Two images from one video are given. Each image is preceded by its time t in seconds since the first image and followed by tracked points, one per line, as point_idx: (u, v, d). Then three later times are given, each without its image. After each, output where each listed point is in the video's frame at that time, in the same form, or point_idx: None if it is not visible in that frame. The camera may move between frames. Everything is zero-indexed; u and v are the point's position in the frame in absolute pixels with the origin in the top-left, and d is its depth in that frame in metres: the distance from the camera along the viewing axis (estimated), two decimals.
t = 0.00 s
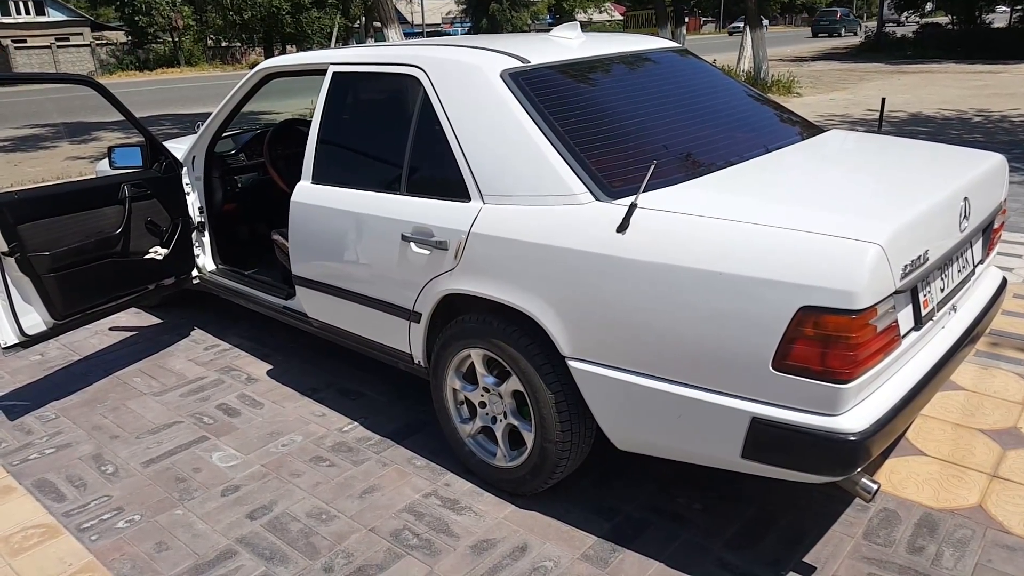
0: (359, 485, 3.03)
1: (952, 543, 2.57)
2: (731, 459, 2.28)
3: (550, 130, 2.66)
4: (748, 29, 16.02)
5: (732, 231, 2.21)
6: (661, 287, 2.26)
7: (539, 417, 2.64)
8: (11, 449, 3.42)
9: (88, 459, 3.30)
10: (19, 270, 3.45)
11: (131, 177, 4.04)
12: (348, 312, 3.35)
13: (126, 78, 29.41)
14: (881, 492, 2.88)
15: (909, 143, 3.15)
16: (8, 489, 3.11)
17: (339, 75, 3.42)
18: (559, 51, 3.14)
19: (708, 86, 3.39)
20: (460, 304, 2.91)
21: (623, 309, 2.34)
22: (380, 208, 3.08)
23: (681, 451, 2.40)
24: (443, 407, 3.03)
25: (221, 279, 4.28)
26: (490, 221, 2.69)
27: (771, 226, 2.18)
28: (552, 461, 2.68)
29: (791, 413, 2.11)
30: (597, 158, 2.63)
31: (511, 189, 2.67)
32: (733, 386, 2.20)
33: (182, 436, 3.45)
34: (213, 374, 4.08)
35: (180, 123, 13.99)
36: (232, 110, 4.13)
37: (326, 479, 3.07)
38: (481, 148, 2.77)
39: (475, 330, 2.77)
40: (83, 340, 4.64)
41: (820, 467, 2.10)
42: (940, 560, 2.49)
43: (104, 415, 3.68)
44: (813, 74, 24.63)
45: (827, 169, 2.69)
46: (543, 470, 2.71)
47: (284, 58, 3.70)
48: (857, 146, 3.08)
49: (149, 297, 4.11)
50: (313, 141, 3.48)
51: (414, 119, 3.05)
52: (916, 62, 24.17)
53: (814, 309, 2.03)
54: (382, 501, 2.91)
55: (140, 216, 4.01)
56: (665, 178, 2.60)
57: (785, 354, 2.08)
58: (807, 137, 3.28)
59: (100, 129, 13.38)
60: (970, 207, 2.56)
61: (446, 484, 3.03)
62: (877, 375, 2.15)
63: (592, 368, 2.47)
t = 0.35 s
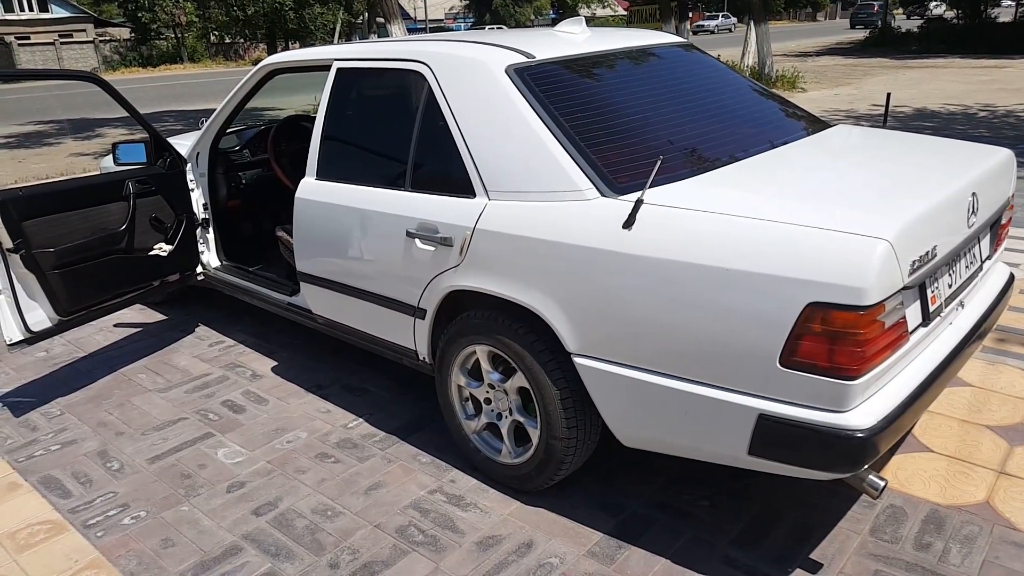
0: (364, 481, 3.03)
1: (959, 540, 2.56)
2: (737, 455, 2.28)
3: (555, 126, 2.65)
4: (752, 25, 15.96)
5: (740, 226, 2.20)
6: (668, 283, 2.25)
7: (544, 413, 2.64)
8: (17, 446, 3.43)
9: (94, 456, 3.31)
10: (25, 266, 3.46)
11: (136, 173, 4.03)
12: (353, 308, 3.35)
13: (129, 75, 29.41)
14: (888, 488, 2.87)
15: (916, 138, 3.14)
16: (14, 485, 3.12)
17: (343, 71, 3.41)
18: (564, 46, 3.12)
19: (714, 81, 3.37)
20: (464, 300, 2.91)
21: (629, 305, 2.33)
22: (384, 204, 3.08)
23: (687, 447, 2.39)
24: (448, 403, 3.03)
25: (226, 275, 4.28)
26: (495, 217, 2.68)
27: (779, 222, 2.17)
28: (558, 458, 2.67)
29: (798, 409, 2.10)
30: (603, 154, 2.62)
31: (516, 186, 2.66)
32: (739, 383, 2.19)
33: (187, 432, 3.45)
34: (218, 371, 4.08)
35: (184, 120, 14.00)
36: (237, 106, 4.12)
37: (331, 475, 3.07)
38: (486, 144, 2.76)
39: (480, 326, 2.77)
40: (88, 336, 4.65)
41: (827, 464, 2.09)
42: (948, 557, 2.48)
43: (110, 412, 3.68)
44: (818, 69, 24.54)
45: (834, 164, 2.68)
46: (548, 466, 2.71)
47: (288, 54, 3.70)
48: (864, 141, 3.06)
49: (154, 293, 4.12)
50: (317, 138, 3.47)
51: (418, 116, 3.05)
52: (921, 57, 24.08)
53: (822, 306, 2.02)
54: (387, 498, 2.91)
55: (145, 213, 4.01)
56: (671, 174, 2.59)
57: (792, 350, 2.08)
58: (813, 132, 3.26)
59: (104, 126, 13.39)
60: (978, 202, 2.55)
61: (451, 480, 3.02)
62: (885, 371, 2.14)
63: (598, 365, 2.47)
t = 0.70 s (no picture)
0: (372, 478, 3.03)
1: (969, 539, 2.55)
2: (745, 454, 2.27)
3: (562, 122, 2.64)
4: (760, 20, 15.88)
5: (750, 223, 2.19)
6: (677, 281, 2.24)
7: (552, 411, 2.63)
8: (27, 442, 3.45)
9: (103, 452, 3.32)
10: (35, 264, 3.46)
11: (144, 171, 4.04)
12: (360, 305, 3.35)
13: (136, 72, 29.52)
14: (898, 487, 2.86)
15: (927, 134, 3.12)
16: (24, 481, 3.13)
17: (350, 68, 3.41)
18: (571, 42, 3.11)
19: (721, 77, 3.35)
20: (472, 297, 2.91)
21: (638, 302, 2.32)
22: (392, 201, 3.08)
23: (695, 445, 2.39)
24: (455, 400, 3.03)
25: (234, 272, 4.29)
26: (503, 214, 2.68)
27: (788, 219, 2.16)
28: (565, 455, 2.67)
29: (807, 407, 2.09)
30: (610, 150, 2.61)
31: (523, 183, 2.66)
32: (748, 380, 2.18)
33: (196, 429, 3.46)
34: (226, 367, 4.09)
35: (191, 117, 14.04)
36: (244, 103, 4.13)
37: (339, 472, 3.07)
38: (493, 141, 2.75)
39: (487, 324, 2.76)
40: (97, 333, 4.67)
41: (836, 462, 2.08)
42: (958, 556, 2.47)
43: (119, 408, 3.70)
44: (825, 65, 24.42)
45: (843, 160, 2.66)
46: (556, 464, 2.71)
47: (296, 52, 3.70)
48: (873, 137, 3.04)
49: (162, 290, 4.13)
50: (324, 135, 3.47)
51: (425, 112, 3.04)
52: (929, 52, 23.94)
53: (832, 303, 2.01)
54: (395, 495, 2.92)
55: (153, 210, 4.02)
56: (679, 170, 2.58)
57: (802, 348, 2.07)
58: (821, 128, 3.24)
59: (111, 123, 13.44)
60: (990, 198, 2.53)
61: (459, 478, 3.02)
62: (896, 368, 2.13)
63: (606, 362, 2.46)
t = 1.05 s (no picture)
0: (378, 477, 3.04)
1: (977, 540, 2.54)
2: (752, 454, 2.26)
3: (570, 122, 2.64)
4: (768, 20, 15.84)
5: (757, 223, 2.18)
6: (684, 281, 2.24)
7: (558, 410, 2.63)
8: (36, 440, 3.47)
9: (111, 450, 3.34)
10: (44, 263, 3.48)
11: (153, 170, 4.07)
12: (368, 304, 3.36)
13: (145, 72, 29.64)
14: (905, 488, 2.85)
15: (936, 133, 3.10)
16: (32, 479, 3.15)
17: (357, 67, 3.41)
18: (578, 42, 3.11)
19: (729, 77, 3.35)
20: (478, 297, 2.91)
21: (645, 302, 2.32)
22: (399, 201, 3.08)
23: (701, 445, 2.38)
24: (462, 400, 3.04)
25: (241, 271, 4.30)
26: (510, 213, 2.68)
27: (796, 219, 2.15)
28: (572, 455, 2.67)
29: (815, 408, 2.09)
30: (618, 150, 2.61)
31: (531, 183, 2.66)
32: (755, 381, 2.18)
33: (204, 427, 3.48)
34: (233, 366, 4.11)
35: (199, 117, 14.08)
36: (253, 103, 4.14)
37: (346, 470, 3.08)
38: (501, 141, 2.75)
39: (494, 323, 2.77)
40: (105, 332, 4.69)
41: (844, 463, 2.08)
42: (966, 558, 2.46)
43: (127, 407, 3.71)
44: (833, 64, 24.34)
45: (852, 160, 2.65)
46: (562, 463, 2.71)
47: (304, 52, 3.71)
48: (881, 137, 3.03)
49: (170, 289, 4.15)
50: (332, 135, 3.48)
51: (433, 112, 3.05)
52: (937, 52, 23.84)
53: (840, 303, 2.00)
54: (401, 493, 2.92)
55: (161, 210, 4.04)
56: (687, 170, 2.57)
57: (809, 348, 2.06)
58: (829, 128, 3.23)
59: (120, 122, 13.50)
60: (998, 198, 2.52)
61: (465, 477, 3.03)
62: (904, 369, 2.12)
63: (613, 362, 2.46)
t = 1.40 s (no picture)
0: (381, 479, 3.03)
1: (982, 542, 2.52)
2: (756, 455, 2.25)
3: (572, 123, 2.63)
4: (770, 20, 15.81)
5: (760, 224, 2.17)
6: (687, 282, 2.23)
7: (561, 412, 2.62)
8: (38, 443, 3.46)
9: (113, 453, 3.33)
10: (45, 265, 3.48)
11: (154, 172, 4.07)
12: (369, 306, 3.35)
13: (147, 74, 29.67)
14: (909, 489, 2.83)
15: (939, 134, 3.09)
16: (34, 482, 3.15)
17: (359, 69, 3.40)
18: (580, 43, 3.10)
19: (731, 78, 3.34)
20: (481, 298, 2.90)
21: (647, 304, 2.31)
22: (401, 202, 3.07)
23: (704, 447, 2.37)
24: (465, 402, 3.03)
25: (243, 273, 4.30)
26: (512, 215, 2.67)
27: (800, 220, 2.14)
28: (574, 457, 2.66)
29: (819, 409, 2.08)
30: (620, 151, 2.60)
31: (533, 184, 2.65)
32: (759, 382, 2.17)
33: (206, 430, 3.47)
34: (236, 368, 4.10)
35: (201, 118, 14.08)
36: (254, 105, 4.14)
37: (348, 473, 3.07)
38: (503, 143, 2.74)
39: (496, 325, 2.76)
40: (107, 334, 4.69)
41: (848, 465, 2.06)
42: (971, 559, 2.44)
43: (129, 409, 3.71)
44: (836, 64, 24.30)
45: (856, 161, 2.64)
46: (565, 465, 2.70)
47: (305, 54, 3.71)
48: (885, 138, 3.02)
49: (172, 291, 4.15)
50: (334, 136, 3.47)
51: (435, 114, 3.04)
52: (940, 52, 23.79)
53: (843, 305, 1.99)
54: (403, 496, 2.91)
55: (163, 211, 4.04)
56: (690, 171, 2.56)
57: (812, 350, 2.05)
58: (832, 128, 3.22)
59: (122, 124, 13.51)
60: (1003, 199, 2.50)
61: (467, 479, 3.02)
62: (908, 370, 2.11)
63: (615, 364, 2.45)
